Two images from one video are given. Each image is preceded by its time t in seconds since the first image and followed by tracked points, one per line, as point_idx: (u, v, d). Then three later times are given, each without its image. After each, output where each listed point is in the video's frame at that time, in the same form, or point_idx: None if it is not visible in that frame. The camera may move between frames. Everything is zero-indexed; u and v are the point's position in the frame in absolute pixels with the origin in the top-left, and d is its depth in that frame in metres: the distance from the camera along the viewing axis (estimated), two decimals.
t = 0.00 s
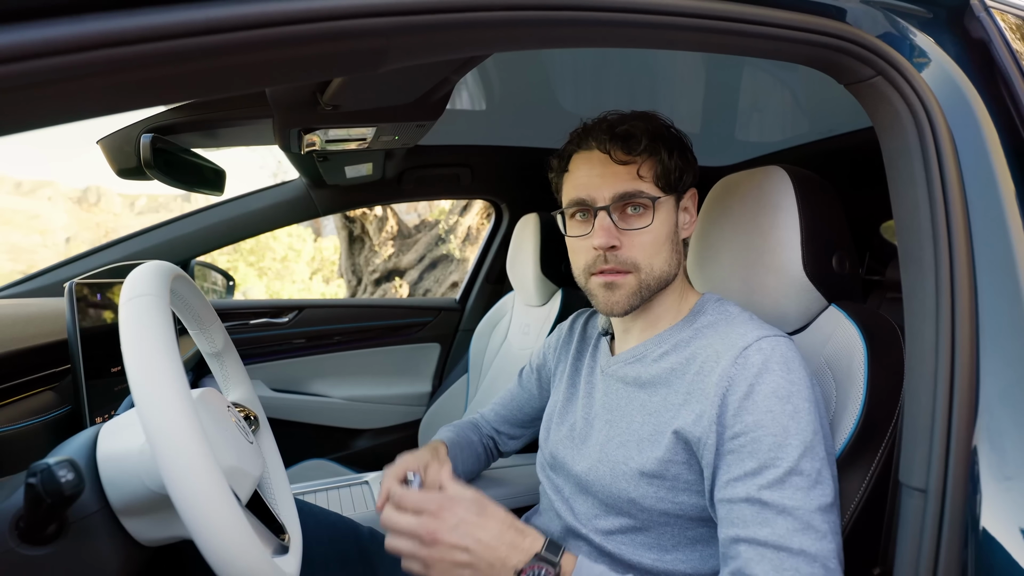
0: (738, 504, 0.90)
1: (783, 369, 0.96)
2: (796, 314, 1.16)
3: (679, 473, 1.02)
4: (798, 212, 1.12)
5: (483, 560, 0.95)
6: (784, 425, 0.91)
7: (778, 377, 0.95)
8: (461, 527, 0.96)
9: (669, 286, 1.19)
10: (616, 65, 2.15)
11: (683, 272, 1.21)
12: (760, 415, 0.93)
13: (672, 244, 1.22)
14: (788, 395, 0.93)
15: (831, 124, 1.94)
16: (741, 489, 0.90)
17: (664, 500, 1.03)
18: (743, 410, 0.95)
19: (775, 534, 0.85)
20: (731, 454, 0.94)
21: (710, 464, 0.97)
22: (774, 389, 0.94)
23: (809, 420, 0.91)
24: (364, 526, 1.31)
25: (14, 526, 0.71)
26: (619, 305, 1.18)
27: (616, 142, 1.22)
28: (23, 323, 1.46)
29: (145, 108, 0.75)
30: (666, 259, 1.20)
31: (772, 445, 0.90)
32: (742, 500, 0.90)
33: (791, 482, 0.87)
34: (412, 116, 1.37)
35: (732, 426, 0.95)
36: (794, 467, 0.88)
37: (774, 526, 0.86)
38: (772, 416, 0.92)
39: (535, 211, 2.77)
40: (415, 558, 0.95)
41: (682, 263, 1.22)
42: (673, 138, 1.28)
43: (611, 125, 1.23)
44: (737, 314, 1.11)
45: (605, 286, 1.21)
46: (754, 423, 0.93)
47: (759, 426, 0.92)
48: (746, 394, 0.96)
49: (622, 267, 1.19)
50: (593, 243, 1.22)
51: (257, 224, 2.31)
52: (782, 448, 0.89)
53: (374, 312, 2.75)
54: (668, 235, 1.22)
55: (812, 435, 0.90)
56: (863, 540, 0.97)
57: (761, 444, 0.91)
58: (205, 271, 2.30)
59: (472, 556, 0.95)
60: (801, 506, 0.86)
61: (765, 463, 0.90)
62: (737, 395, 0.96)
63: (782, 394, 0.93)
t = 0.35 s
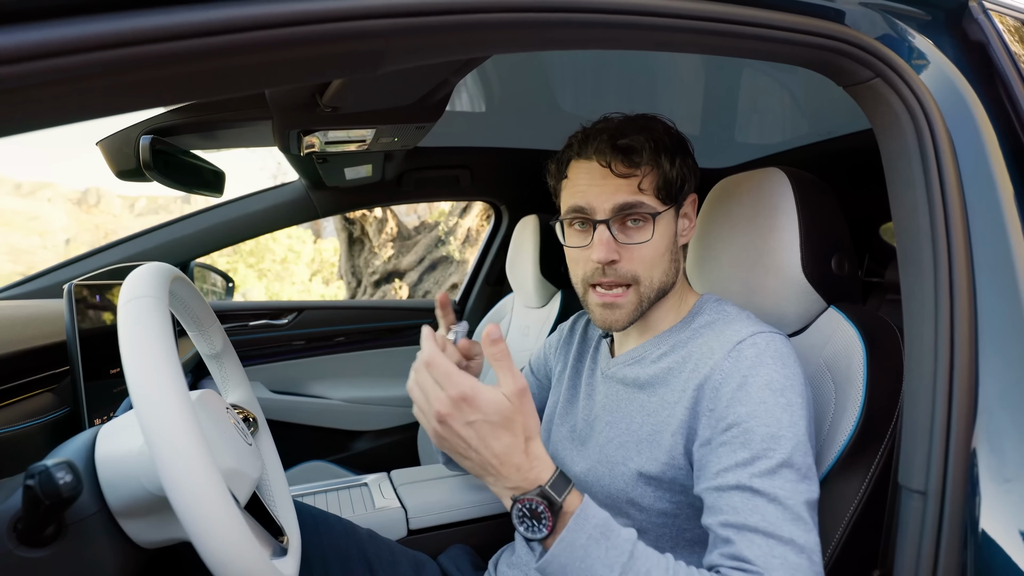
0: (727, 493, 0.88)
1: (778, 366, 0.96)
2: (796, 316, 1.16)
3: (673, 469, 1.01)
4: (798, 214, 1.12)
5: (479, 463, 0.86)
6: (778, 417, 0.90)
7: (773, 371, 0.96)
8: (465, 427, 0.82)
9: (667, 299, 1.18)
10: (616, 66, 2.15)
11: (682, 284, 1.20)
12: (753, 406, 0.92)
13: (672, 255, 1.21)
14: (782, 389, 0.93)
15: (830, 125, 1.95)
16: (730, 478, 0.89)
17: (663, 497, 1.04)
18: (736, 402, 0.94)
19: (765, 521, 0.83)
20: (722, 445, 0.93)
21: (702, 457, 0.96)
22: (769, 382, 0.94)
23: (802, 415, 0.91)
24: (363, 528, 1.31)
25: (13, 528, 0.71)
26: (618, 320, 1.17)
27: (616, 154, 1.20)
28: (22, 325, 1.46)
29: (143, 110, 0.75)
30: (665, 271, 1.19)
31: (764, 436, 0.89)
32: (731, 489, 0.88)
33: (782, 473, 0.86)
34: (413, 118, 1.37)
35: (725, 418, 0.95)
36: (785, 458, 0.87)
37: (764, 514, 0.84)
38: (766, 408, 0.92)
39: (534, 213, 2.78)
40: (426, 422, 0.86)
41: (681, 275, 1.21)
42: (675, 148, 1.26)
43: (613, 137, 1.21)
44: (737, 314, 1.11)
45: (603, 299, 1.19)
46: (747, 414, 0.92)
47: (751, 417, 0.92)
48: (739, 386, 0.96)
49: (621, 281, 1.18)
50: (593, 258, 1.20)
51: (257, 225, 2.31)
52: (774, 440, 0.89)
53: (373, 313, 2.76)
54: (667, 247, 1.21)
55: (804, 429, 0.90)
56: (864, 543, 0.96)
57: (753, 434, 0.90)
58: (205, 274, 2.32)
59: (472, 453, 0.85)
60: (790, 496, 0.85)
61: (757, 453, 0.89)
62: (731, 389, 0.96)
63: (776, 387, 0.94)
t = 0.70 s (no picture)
0: (709, 501, 0.90)
1: (778, 377, 0.97)
2: (796, 318, 1.16)
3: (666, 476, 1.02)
4: (798, 215, 1.12)
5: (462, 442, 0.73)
6: (773, 429, 0.91)
7: (774, 383, 0.96)
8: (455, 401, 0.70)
9: (641, 285, 1.18)
10: (616, 67, 2.15)
11: (661, 273, 1.18)
12: (751, 417, 0.93)
13: (655, 245, 1.19)
14: (782, 402, 0.94)
15: (831, 126, 1.95)
16: (716, 486, 0.90)
17: (662, 505, 1.04)
18: (733, 412, 0.95)
19: (744, 534, 0.85)
20: (714, 454, 0.94)
21: (693, 466, 0.97)
22: (769, 394, 0.95)
23: (797, 429, 0.92)
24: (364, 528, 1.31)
25: (15, 527, 0.71)
26: (588, 301, 1.20)
27: (605, 138, 1.24)
28: (25, 325, 1.47)
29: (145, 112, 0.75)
30: (643, 259, 1.18)
31: (757, 449, 0.90)
32: (714, 498, 0.89)
33: (769, 487, 0.88)
34: (413, 121, 1.38)
35: (720, 428, 0.95)
36: (773, 473, 0.88)
37: (744, 526, 0.85)
38: (763, 420, 0.92)
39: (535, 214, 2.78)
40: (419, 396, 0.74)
41: (665, 264, 1.19)
42: (675, 139, 1.26)
43: (605, 125, 1.25)
44: (741, 321, 1.11)
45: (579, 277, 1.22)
46: (743, 425, 0.93)
47: (748, 428, 0.92)
48: (738, 397, 0.96)
49: (594, 262, 1.20)
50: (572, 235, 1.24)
51: (259, 226, 2.31)
52: (766, 454, 0.90)
53: (375, 313, 2.79)
54: (650, 235, 1.19)
55: (796, 444, 0.91)
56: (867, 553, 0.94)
57: (746, 445, 0.91)
58: (207, 275, 2.34)
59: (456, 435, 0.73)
60: (773, 511, 0.86)
61: (746, 465, 0.90)
62: (730, 398, 0.97)
63: (777, 399, 0.94)
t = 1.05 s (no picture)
0: (659, 476, 0.93)
1: (764, 374, 0.98)
2: (795, 317, 1.16)
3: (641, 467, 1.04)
4: (798, 215, 1.12)
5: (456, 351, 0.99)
6: (742, 417, 0.93)
7: (757, 380, 0.97)
8: (462, 312, 1.00)
9: (617, 287, 1.19)
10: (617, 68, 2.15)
11: (634, 274, 1.18)
12: (722, 405, 0.95)
13: (630, 247, 1.19)
14: (761, 397, 0.95)
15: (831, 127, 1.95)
16: (668, 462, 0.93)
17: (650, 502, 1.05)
18: (709, 400, 0.98)
19: (677, 504, 0.88)
20: (681, 438, 0.96)
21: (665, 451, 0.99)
22: (748, 388, 0.97)
23: (774, 423, 0.93)
24: (364, 527, 1.31)
25: (17, 526, 0.71)
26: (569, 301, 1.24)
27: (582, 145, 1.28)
28: (27, 325, 1.47)
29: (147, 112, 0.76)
30: (619, 261, 1.19)
31: (719, 434, 0.92)
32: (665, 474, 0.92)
33: (719, 465, 0.89)
34: (414, 120, 1.38)
35: (693, 415, 0.98)
36: (727, 455, 0.90)
37: (681, 498, 0.88)
38: (734, 410, 0.94)
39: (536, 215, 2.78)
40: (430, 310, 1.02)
41: (642, 266, 1.19)
42: (658, 137, 1.24)
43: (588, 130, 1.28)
44: (747, 323, 1.10)
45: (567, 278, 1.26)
46: (712, 410, 0.96)
47: (717, 414, 0.95)
48: (716, 386, 0.99)
49: (574, 263, 1.23)
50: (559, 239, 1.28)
51: (260, 227, 2.32)
52: (728, 439, 0.91)
53: (377, 313, 2.80)
54: (624, 237, 1.19)
55: (763, 438, 0.91)
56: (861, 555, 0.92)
57: (710, 428, 0.94)
58: (208, 275, 2.35)
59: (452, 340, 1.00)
60: (717, 490, 0.88)
61: (704, 446, 0.92)
62: (710, 388, 1.00)
63: (755, 393, 0.96)
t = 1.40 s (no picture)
0: (730, 517, 0.91)
1: (793, 388, 0.96)
2: (797, 318, 1.16)
3: (675, 486, 1.02)
4: (799, 215, 1.12)
5: (494, 513, 1.01)
6: (789, 443, 0.91)
7: (788, 396, 0.95)
8: (481, 482, 1.03)
9: (684, 281, 1.17)
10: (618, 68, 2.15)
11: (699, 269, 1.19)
12: (767, 432, 0.92)
13: (692, 240, 1.20)
14: (798, 414, 0.93)
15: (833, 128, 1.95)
16: (735, 503, 0.91)
17: (665, 509, 1.04)
18: (749, 425, 0.94)
19: (762, 552, 0.86)
20: (729, 468, 0.94)
21: (707, 477, 0.97)
22: (783, 407, 0.94)
23: (816, 441, 0.91)
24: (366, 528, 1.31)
25: (20, 526, 0.72)
26: (634, 301, 1.17)
27: (638, 135, 1.24)
28: (29, 325, 1.47)
29: (148, 112, 0.76)
30: (683, 255, 1.18)
31: (774, 464, 0.90)
32: (734, 515, 0.90)
33: (786, 502, 0.88)
34: (415, 120, 1.37)
35: (734, 441, 0.95)
36: (792, 487, 0.88)
37: (763, 544, 0.87)
38: (779, 434, 0.92)
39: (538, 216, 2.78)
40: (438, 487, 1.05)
41: (697, 260, 1.20)
42: (702, 138, 1.28)
43: (642, 121, 1.24)
44: (749, 326, 1.10)
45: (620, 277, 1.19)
46: (759, 440, 0.92)
47: (765, 443, 0.92)
48: (753, 410, 0.95)
49: (639, 259, 1.18)
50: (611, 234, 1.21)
51: (263, 228, 2.32)
52: (784, 468, 0.89)
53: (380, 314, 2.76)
54: (687, 230, 1.19)
55: (816, 457, 0.90)
56: (863, 543, 0.96)
57: (763, 461, 0.91)
58: (210, 275, 2.35)
59: (485, 504, 1.02)
60: (793, 526, 0.86)
61: (764, 480, 0.90)
62: (744, 411, 0.96)
63: (791, 412, 0.93)
